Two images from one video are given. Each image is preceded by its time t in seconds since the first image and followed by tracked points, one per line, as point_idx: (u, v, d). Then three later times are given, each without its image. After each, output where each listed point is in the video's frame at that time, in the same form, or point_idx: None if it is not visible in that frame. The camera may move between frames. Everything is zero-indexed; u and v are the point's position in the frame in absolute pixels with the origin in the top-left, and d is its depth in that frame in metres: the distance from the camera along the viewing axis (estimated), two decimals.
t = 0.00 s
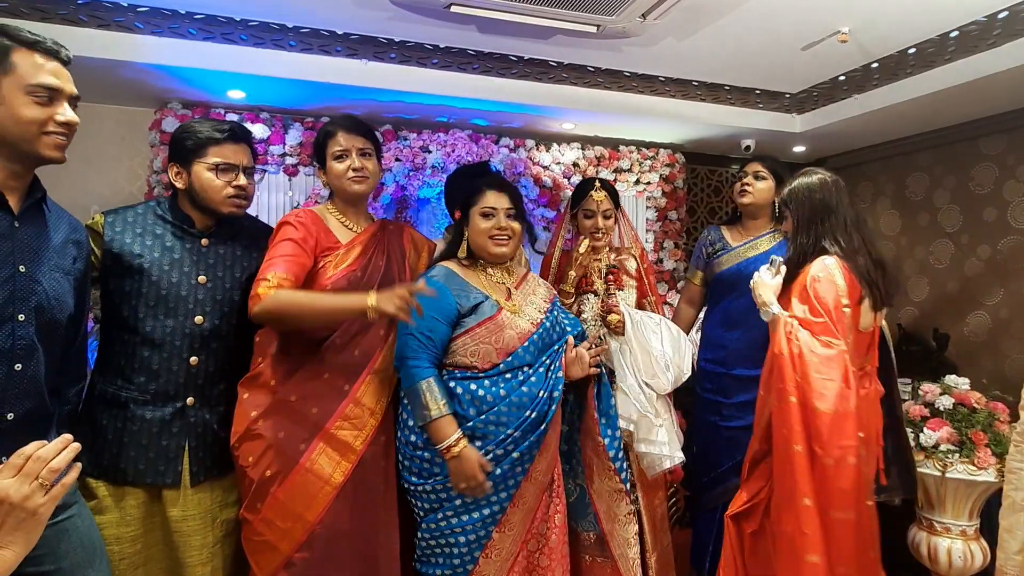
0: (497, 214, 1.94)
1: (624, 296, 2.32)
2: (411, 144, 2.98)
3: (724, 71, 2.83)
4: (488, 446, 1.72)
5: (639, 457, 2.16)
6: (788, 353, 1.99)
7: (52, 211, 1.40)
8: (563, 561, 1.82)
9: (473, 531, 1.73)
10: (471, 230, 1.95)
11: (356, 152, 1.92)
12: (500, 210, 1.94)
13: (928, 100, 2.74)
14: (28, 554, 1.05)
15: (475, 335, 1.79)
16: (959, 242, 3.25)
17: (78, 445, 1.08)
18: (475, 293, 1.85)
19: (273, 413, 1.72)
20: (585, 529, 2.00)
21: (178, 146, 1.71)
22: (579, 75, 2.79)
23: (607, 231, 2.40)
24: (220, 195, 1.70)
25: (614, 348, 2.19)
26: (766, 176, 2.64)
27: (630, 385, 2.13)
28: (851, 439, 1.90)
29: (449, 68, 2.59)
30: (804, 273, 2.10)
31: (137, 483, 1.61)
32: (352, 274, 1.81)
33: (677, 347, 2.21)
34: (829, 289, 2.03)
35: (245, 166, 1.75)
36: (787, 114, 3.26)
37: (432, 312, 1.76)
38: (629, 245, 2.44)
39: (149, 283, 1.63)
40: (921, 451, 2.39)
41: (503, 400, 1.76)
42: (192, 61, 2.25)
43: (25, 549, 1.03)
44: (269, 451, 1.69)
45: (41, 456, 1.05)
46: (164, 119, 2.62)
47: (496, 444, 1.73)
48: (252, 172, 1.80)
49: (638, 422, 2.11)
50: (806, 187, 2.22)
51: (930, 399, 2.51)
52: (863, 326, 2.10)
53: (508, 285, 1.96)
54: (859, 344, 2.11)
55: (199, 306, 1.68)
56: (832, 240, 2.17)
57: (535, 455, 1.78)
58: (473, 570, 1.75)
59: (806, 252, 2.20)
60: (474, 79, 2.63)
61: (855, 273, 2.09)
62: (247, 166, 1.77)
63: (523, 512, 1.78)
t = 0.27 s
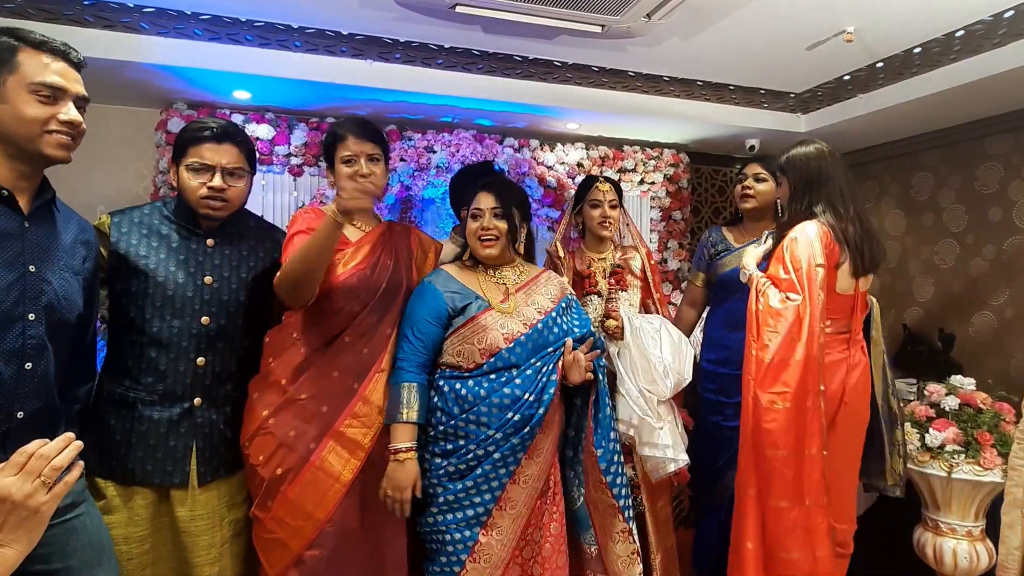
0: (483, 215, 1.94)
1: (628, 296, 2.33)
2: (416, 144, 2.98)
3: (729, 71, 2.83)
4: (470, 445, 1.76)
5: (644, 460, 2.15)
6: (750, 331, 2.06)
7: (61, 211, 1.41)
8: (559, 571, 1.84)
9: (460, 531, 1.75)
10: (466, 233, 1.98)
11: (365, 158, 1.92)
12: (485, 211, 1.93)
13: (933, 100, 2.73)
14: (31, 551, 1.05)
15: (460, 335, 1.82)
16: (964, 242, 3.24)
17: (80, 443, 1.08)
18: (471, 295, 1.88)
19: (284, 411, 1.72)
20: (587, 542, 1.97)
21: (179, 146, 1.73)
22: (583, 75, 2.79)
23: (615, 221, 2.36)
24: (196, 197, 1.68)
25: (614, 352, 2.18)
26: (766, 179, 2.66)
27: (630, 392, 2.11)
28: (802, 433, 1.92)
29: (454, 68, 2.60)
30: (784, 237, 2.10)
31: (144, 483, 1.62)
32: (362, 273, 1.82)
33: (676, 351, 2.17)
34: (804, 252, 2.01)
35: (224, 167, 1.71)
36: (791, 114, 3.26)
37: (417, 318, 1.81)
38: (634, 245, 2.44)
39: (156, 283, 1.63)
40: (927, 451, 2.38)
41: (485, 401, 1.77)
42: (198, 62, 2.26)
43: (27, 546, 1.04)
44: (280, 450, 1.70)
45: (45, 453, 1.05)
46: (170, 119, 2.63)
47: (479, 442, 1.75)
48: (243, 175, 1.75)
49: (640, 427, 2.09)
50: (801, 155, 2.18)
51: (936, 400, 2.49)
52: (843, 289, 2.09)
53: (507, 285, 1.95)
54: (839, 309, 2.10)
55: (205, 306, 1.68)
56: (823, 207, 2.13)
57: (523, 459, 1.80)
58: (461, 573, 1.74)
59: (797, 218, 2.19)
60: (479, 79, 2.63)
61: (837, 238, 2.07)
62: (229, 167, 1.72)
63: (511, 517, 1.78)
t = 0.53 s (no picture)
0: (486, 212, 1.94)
1: (633, 297, 2.32)
2: (422, 145, 2.98)
3: (735, 71, 2.82)
4: (463, 443, 1.78)
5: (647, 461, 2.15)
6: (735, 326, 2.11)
7: (73, 213, 1.42)
8: None
9: (456, 528, 1.78)
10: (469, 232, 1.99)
11: (382, 156, 1.94)
12: (488, 209, 1.93)
13: (940, 100, 2.72)
14: (43, 544, 1.06)
15: (455, 336, 1.84)
16: (972, 242, 3.23)
17: (89, 437, 1.08)
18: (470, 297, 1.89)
19: (292, 411, 1.72)
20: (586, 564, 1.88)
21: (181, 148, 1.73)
22: (589, 75, 2.79)
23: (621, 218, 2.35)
24: (191, 197, 1.68)
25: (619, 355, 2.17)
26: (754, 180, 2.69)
27: (632, 394, 2.10)
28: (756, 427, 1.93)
29: (459, 69, 2.60)
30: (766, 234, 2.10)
31: (152, 483, 1.62)
32: (370, 273, 1.82)
33: (681, 353, 2.14)
34: (783, 249, 2.02)
35: (217, 166, 1.70)
36: (797, 114, 3.25)
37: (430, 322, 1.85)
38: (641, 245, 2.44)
39: (164, 284, 1.64)
40: (934, 453, 2.35)
41: (476, 400, 1.78)
42: (205, 63, 2.27)
43: (40, 540, 1.05)
44: (289, 450, 1.69)
45: (53, 449, 1.05)
46: (177, 120, 2.63)
47: (472, 441, 1.78)
48: (236, 175, 1.74)
49: (642, 429, 2.08)
50: (782, 151, 2.17)
51: (943, 401, 2.45)
52: (827, 282, 2.08)
53: (509, 286, 1.95)
54: (826, 301, 2.09)
55: (213, 307, 1.68)
56: (804, 203, 2.12)
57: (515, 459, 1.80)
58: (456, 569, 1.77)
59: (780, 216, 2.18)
60: (484, 79, 2.63)
61: (817, 234, 2.06)
62: (223, 167, 1.72)
63: (506, 516, 1.79)
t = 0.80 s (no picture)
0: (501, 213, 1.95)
1: (638, 298, 2.32)
2: (429, 145, 2.99)
3: (742, 71, 2.82)
4: (467, 446, 1.80)
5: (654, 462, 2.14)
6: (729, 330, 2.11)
7: (88, 214, 1.44)
8: None
9: (460, 529, 1.79)
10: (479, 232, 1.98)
11: (391, 156, 1.93)
12: (502, 210, 1.94)
13: (949, 99, 2.71)
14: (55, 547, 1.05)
15: (461, 339, 1.84)
16: (980, 242, 3.21)
17: (103, 439, 1.08)
18: (475, 301, 1.89)
19: (303, 411, 1.72)
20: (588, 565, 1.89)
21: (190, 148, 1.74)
22: (596, 75, 2.78)
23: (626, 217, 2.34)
24: (200, 197, 1.69)
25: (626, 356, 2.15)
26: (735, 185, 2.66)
27: (638, 393, 2.08)
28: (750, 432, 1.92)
29: (467, 69, 2.60)
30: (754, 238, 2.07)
31: (163, 483, 1.63)
32: (378, 274, 1.82)
33: (687, 354, 2.13)
34: (774, 253, 1.99)
35: (225, 166, 1.71)
36: (805, 114, 3.24)
37: (438, 329, 1.86)
38: (647, 245, 2.43)
39: (174, 285, 1.64)
40: (943, 454, 2.33)
41: (481, 403, 1.79)
42: (213, 64, 2.28)
43: (53, 542, 1.03)
44: (299, 450, 1.70)
45: (68, 449, 1.04)
46: (186, 121, 2.65)
47: (476, 444, 1.79)
48: (247, 175, 1.75)
49: (648, 431, 2.08)
50: (762, 155, 2.17)
51: (953, 402, 2.43)
52: (816, 283, 2.08)
53: (515, 288, 1.95)
54: (817, 300, 2.09)
55: (223, 308, 1.69)
56: (786, 205, 2.11)
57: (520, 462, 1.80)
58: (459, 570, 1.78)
59: (761, 219, 2.17)
60: (491, 79, 2.63)
61: (801, 235, 2.05)
62: (232, 167, 1.72)
63: (509, 519, 1.79)
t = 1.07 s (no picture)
0: (512, 214, 1.95)
1: (645, 299, 2.31)
2: (438, 145, 3.00)
3: (752, 70, 2.80)
4: (482, 446, 1.79)
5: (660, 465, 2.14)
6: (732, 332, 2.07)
7: (103, 214, 1.45)
8: None
9: (473, 530, 1.79)
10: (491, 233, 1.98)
11: (380, 157, 1.91)
12: (514, 211, 1.94)
13: (961, 98, 2.69)
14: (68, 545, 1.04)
15: (473, 339, 1.84)
16: (992, 242, 3.18)
17: (114, 437, 1.07)
18: (486, 300, 1.89)
19: (313, 410, 1.73)
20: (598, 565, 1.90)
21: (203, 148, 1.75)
22: (604, 75, 2.78)
23: (633, 218, 2.32)
24: (213, 196, 1.70)
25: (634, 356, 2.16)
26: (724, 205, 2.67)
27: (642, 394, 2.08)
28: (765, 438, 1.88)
29: (476, 69, 2.60)
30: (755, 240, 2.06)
31: (175, 481, 1.64)
32: (387, 274, 1.82)
33: (694, 356, 2.11)
34: (778, 253, 1.99)
35: (239, 166, 1.72)
36: (815, 113, 3.22)
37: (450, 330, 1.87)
38: (656, 245, 2.41)
39: (186, 285, 1.65)
40: (955, 455, 2.31)
41: (494, 403, 1.79)
42: (224, 65, 2.29)
43: (66, 540, 1.03)
44: (309, 449, 1.70)
45: (79, 447, 1.04)
46: (197, 122, 2.67)
47: (488, 445, 1.79)
48: (261, 175, 1.76)
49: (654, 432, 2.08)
50: (751, 158, 2.20)
51: (964, 403, 2.41)
52: (821, 280, 2.06)
53: (526, 288, 1.95)
54: (822, 297, 2.07)
55: (235, 308, 1.70)
56: (782, 205, 2.13)
57: (534, 463, 1.81)
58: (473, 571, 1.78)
59: (757, 222, 2.17)
60: (500, 80, 2.63)
61: (803, 234, 2.05)
62: (245, 166, 1.73)
63: (523, 519, 1.79)
